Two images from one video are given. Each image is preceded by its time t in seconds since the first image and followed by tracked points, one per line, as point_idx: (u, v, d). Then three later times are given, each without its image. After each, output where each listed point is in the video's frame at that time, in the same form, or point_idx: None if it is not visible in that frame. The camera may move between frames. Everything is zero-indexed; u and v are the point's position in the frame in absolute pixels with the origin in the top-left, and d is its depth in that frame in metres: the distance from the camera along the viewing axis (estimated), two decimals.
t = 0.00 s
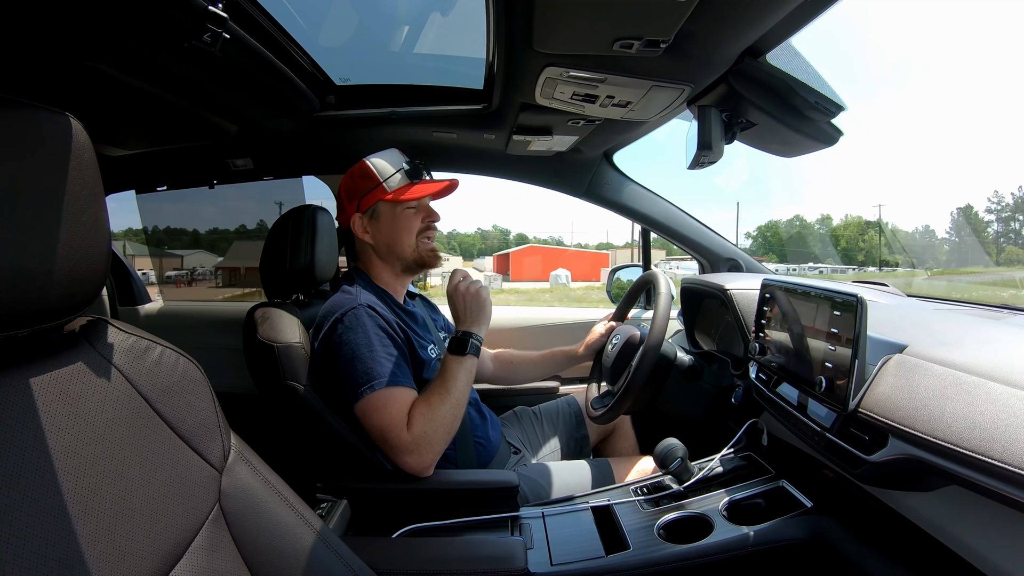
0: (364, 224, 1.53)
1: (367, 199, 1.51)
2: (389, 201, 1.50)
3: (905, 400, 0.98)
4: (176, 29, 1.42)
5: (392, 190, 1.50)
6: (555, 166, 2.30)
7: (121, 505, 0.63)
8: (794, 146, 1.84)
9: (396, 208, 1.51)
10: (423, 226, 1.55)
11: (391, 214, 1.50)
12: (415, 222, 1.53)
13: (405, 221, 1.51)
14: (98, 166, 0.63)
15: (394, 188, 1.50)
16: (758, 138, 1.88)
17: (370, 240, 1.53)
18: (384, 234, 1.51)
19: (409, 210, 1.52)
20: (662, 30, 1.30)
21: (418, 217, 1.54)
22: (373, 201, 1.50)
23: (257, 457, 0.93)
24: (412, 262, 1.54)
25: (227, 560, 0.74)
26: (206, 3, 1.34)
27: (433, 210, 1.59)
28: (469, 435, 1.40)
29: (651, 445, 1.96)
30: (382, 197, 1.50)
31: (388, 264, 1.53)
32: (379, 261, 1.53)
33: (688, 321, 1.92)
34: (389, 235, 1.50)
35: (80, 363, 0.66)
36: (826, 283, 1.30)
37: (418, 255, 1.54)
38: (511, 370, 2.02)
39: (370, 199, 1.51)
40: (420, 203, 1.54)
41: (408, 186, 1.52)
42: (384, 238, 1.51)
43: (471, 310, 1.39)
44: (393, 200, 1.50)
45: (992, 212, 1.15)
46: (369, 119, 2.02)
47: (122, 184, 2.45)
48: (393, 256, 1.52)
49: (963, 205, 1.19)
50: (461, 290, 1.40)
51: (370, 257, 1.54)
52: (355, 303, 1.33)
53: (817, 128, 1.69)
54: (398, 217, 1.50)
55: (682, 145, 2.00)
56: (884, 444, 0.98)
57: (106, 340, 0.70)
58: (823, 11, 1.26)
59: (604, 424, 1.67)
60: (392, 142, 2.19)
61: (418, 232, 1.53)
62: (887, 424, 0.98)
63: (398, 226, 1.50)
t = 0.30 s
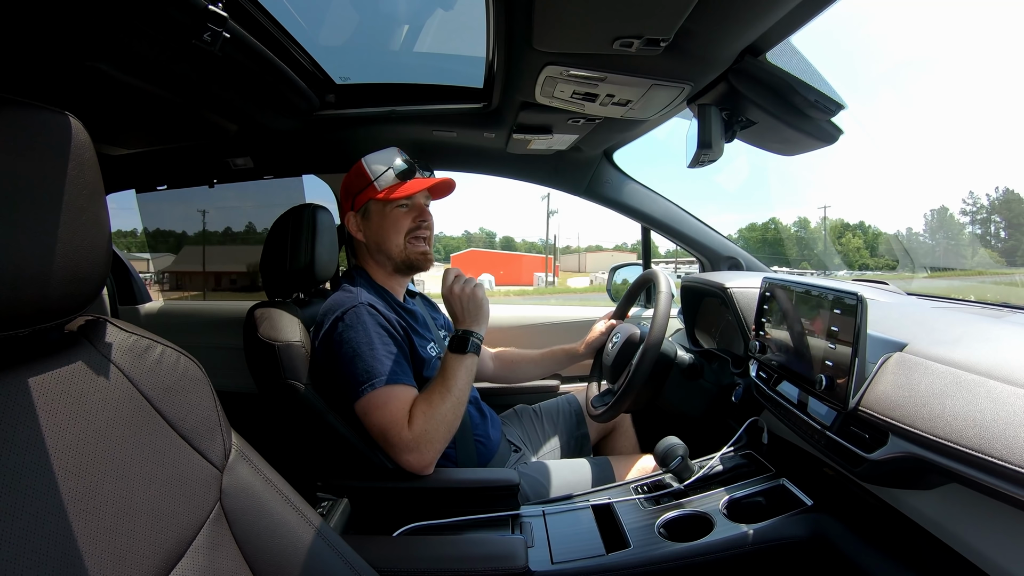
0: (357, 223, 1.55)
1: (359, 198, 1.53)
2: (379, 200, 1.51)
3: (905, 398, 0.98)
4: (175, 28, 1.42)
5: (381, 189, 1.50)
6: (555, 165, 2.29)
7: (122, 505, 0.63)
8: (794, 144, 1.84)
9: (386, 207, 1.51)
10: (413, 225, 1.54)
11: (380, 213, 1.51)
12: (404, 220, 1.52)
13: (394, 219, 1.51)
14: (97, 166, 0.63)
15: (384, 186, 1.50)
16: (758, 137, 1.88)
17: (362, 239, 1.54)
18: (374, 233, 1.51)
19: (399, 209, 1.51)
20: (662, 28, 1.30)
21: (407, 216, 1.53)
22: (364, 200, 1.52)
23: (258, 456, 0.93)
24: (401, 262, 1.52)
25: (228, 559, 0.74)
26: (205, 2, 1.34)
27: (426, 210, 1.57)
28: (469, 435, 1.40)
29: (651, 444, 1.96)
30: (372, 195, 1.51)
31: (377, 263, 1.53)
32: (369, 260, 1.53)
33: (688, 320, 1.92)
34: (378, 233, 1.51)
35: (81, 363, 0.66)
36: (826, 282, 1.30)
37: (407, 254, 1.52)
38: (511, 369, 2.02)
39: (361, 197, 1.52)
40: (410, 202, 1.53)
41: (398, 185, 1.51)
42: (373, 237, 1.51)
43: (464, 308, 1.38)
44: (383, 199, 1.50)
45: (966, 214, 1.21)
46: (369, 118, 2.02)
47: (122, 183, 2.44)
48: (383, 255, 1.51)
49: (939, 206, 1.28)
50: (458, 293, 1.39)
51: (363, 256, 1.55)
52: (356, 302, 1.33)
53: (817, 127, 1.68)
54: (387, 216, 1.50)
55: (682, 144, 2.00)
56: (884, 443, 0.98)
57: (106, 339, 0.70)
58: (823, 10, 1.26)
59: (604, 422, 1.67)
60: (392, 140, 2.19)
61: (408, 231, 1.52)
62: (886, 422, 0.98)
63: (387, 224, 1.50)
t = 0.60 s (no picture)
0: (365, 232, 1.53)
1: (369, 207, 1.50)
2: (391, 211, 1.49)
3: (906, 403, 0.98)
4: (177, 32, 1.42)
5: (395, 201, 1.48)
6: (555, 170, 2.30)
7: (121, 508, 0.62)
8: (795, 150, 1.84)
9: (397, 219, 1.49)
10: (424, 237, 1.54)
11: (392, 225, 1.49)
12: (416, 233, 1.51)
13: (406, 232, 1.50)
14: (98, 168, 0.63)
15: (397, 198, 1.48)
16: (758, 142, 1.89)
17: (371, 249, 1.53)
18: (385, 244, 1.50)
19: (411, 221, 1.51)
20: (662, 34, 1.30)
21: (420, 229, 1.53)
22: (374, 210, 1.49)
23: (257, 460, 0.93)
24: (412, 275, 1.55)
25: (226, 563, 0.74)
26: (206, 7, 1.34)
27: (436, 221, 1.57)
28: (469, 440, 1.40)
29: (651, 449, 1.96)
30: (383, 206, 1.48)
31: (386, 272, 1.53)
32: (377, 268, 1.53)
33: (688, 326, 1.92)
34: (388, 244, 1.50)
35: (81, 365, 0.65)
36: (825, 287, 1.30)
37: (417, 267, 1.54)
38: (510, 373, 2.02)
39: (372, 207, 1.49)
40: (422, 214, 1.52)
41: (412, 198, 1.50)
42: (384, 249, 1.51)
43: (525, 338, 1.34)
44: (394, 211, 1.49)
45: (939, 213, 1.27)
46: (369, 122, 2.03)
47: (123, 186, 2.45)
48: (393, 267, 1.52)
49: (911, 207, 1.35)
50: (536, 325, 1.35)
51: (370, 265, 1.54)
52: (356, 306, 1.33)
53: (817, 132, 1.69)
54: (399, 228, 1.49)
55: (682, 150, 2.01)
56: (885, 448, 0.98)
57: (106, 342, 0.70)
58: (822, 16, 1.27)
59: (604, 428, 1.67)
60: (393, 145, 2.20)
61: (418, 243, 1.53)
62: (887, 427, 0.98)
63: (398, 236, 1.49)
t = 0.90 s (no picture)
0: (369, 232, 1.52)
1: (375, 208, 1.50)
2: (396, 213, 1.49)
3: (906, 405, 0.98)
4: (178, 32, 1.42)
5: (402, 202, 1.48)
6: (555, 171, 2.30)
7: (121, 507, 0.62)
8: (794, 152, 1.85)
9: (403, 220, 1.49)
10: (429, 237, 1.54)
11: (398, 226, 1.49)
12: (421, 234, 1.51)
13: (412, 233, 1.50)
14: (98, 167, 0.63)
15: (404, 200, 1.48)
16: (759, 144, 1.89)
17: (375, 249, 1.52)
18: (390, 245, 1.50)
19: (417, 222, 1.51)
20: (663, 35, 1.31)
21: (425, 230, 1.53)
22: (380, 211, 1.49)
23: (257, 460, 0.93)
24: (416, 274, 1.56)
25: (226, 563, 0.74)
26: (208, 7, 1.35)
27: (440, 222, 1.58)
28: (468, 440, 1.40)
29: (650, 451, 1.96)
30: (390, 208, 1.48)
31: (391, 272, 1.54)
32: (383, 268, 1.54)
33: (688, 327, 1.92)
34: (394, 246, 1.50)
35: (81, 364, 0.65)
36: (826, 289, 1.30)
37: (422, 267, 1.55)
38: (511, 373, 2.04)
39: (378, 208, 1.49)
40: (428, 215, 1.53)
41: (418, 199, 1.50)
42: (389, 249, 1.51)
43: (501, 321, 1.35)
44: (401, 212, 1.48)
45: (908, 212, 1.40)
46: (370, 123, 2.03)
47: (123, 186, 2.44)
48: (398, 267, 1.52)
49: (881, 206, 1.48)
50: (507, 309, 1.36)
51: (374, 265, 1.54)
52: (356, 306, 1.33)
53: (817, 134, 1.69)
54: (404, 229, 1.49)
55: (682, 152, 2.02)
56: (884, 450, 0.98)
57: (106, 342, 0.70)
58: (822, 18, 1.28)
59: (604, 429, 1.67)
60: (394, 145, 2.20)
61: (424, 244, 1.53)
62: (887, 429, 0.98)
63: (404, 237, 1.49)
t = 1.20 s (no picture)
0: (364, 230, 1.52)
1: (368, 206, 1.50)
2: (390, 208, 1.49)
3: (905, 404, 0.98)
4: (178, 31, 1.42)
5: (394, 198, 1.48)
6: (555, 170, 2.30)
7: (121, 507, 0.62)
8: (794, 151, 1.84)
9: (397, 216, 1.49)
10: (424, 232, 1.54)
11: (392, 222, 1.49)
12: (416, 229, 1.51)
13: (406, 228, 1.50)
14: (99, 167, 0.63)
15: (395, 195, 1.49)
16: (759, 143, 1.89)
17: (370, 246, 1.52)
18: (385, 242, 1.50)
19: (410, 217, 1.50)
20: (663, 34, 1.31)
21: (419, 224, 1.52)
22: (374, 208, 1.49)
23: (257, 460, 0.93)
24: (412, 270, 1.54)
25: (226, 562, 0.74)
26: (207, 6, 1.34)
27: (434, 216, 1.58)
28: (469, 439, 1.40)
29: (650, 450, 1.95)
30: (383, 204, 1.48)
31: (387, 270, 1.54)
32: (379, 266, 1.53)
33: (688, 326, 1.92)
34: (389, 242, 1.49)
35: (81, 364, 0.66)
36: (827, 288, 1.30)
37: (417, 262, 1.53)
38: (511, 371, 2.03)
39: (371, 205, 1.49)
40: (421, 209, 1.52)
41: (410, 193, 1.51)
42: (384, 246, 1.50)
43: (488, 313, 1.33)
44: (394, 208, 1.49)
45: (876, 210, 1.52)
46: (370, 122, 2.02)
47: (122, 186, 2.44)
48: (394, 263, 1.52)
49: (849, 203, 1.61)
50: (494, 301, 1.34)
51: (371, 263, 1.54)
52: (355, 306, 1.33)
53: (817, 133, 1.69)
54: (399, 225, 1.49)
55: (682, 151, 2.01)
56: (884, 449, 0.98)
57: (106, 341, 0.70)
58: (822, 17, 1.27)
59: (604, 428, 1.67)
60: (393, 144, 2.20)
61: (419, 238, 1.52)
62: (887, 428, 0.98)
63: (399, 233, 1.49)
